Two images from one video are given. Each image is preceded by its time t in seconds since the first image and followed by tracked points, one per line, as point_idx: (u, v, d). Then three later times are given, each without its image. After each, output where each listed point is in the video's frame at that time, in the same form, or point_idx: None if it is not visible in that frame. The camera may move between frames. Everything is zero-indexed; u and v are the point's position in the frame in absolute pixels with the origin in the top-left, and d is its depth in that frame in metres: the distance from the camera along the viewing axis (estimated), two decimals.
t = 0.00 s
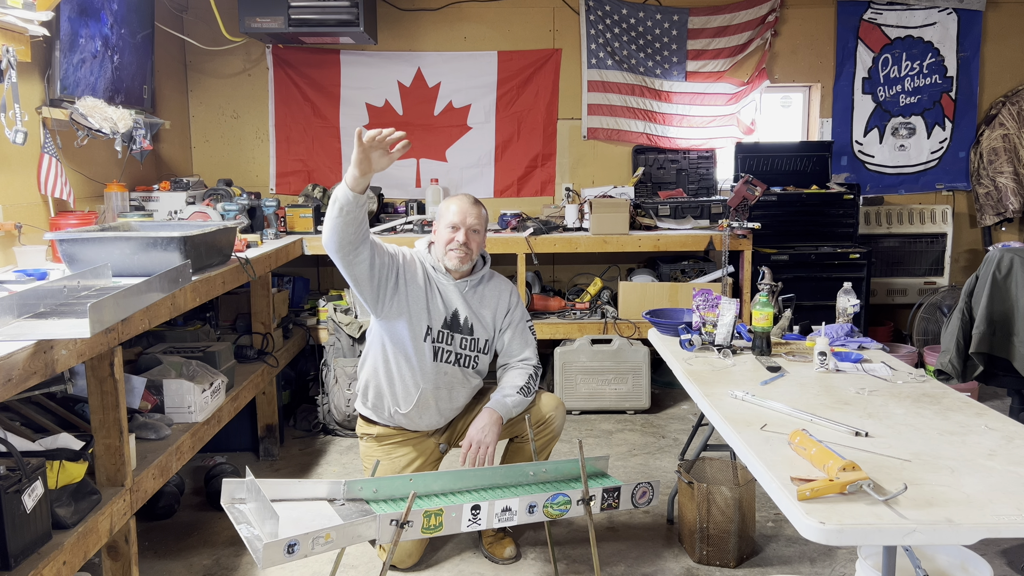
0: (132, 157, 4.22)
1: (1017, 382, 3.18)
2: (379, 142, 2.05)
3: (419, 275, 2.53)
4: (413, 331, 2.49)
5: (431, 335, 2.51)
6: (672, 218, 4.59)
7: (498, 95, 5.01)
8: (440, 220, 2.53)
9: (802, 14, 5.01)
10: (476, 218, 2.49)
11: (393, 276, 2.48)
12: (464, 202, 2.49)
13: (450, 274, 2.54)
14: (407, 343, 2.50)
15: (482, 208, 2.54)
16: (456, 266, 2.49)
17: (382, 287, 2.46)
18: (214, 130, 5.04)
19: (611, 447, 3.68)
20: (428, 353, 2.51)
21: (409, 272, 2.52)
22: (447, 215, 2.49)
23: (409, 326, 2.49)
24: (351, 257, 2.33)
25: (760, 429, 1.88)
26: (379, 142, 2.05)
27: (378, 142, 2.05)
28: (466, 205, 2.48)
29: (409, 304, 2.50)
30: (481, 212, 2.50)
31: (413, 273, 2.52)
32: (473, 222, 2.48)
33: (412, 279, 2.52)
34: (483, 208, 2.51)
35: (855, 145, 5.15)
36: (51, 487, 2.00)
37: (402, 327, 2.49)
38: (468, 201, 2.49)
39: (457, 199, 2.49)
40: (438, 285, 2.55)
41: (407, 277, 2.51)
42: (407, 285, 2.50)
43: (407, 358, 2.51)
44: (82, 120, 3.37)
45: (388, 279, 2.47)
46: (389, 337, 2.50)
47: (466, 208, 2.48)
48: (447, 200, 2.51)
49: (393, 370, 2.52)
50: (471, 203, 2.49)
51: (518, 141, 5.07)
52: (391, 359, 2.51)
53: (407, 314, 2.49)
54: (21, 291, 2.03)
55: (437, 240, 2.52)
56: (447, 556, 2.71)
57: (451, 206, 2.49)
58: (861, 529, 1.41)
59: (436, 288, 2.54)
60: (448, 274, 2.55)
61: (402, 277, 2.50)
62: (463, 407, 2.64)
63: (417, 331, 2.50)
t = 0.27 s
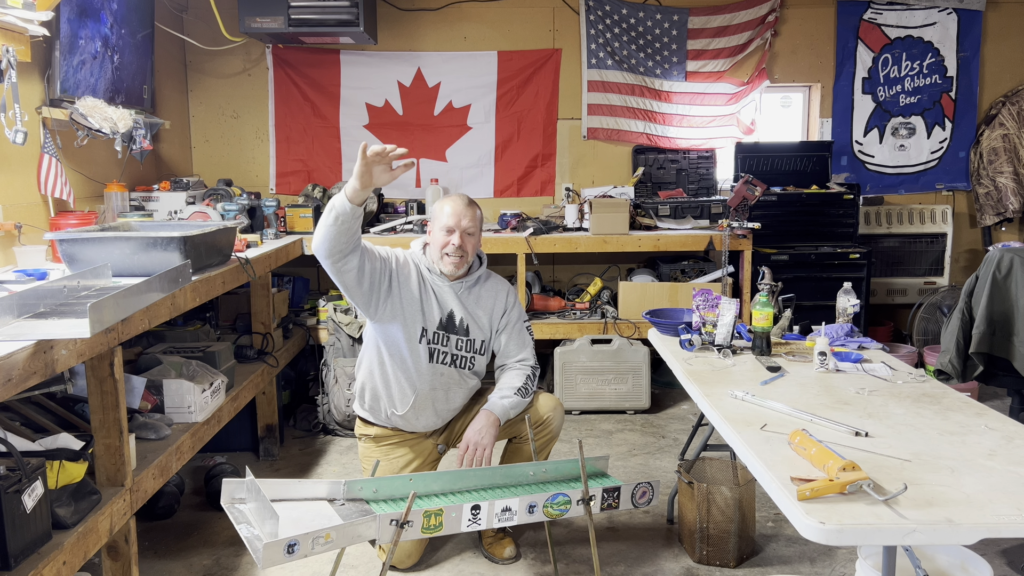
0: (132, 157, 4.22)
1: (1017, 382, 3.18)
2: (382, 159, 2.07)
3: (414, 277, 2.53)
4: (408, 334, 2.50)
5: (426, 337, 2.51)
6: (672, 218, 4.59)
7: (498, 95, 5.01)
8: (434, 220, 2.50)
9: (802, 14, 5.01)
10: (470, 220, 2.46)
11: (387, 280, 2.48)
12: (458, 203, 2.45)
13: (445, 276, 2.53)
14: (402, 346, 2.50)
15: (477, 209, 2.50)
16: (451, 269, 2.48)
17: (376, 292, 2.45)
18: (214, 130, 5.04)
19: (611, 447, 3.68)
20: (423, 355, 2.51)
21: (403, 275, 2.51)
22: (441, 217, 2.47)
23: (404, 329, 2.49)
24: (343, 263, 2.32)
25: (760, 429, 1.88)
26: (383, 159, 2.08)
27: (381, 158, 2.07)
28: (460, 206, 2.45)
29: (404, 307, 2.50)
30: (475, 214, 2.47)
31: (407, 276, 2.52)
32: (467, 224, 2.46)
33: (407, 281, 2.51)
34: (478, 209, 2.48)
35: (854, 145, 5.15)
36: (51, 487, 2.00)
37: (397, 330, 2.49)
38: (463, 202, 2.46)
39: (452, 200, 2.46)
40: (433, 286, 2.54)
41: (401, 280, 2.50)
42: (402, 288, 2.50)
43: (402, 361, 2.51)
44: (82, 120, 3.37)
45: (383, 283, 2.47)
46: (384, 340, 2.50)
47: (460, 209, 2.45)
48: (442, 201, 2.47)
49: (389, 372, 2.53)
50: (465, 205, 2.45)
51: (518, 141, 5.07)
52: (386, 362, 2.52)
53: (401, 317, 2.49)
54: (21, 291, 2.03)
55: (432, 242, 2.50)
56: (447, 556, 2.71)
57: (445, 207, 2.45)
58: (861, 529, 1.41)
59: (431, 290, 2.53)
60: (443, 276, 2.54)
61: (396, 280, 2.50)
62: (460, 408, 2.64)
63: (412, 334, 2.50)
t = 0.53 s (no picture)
0: (132, 157, 4.22)
1: (1017, 382, 3.18)
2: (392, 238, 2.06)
3: (410, 280, 2.52)
4: (405, 338, 2.50)
5: (423, 341, 2.51)
6: (672, 218, 4.59)
7: (498, 95, 5.01)
8: (433, 221, 2.42)
9: (802, 14, 5.01)
10: (468, 225, 2.38)
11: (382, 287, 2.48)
12: (457, 205, 2.36)
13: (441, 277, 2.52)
14: (400, 350, 2.50)
15: (477, 211, 2.41)
16: (446, 271, 2.45)
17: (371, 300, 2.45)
18: (214, 130, 5.04)
19: (611, 447, 3.68)
20: (421, 358, 2.51)
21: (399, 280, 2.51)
22: (439, 219, 2.38)
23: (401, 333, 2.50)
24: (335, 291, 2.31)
25: (760, 429, 1.88)
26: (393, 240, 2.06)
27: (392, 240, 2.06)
28: (459, 210, 2.36)
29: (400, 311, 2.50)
30: (474, 218, 2.38)
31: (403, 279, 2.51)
32: (464, 228, 2.38)
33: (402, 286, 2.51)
34: (477, 213, 2.39)
35: (854, 145, 5.15)
36: (51, 487, 2.00)
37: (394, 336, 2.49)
38: (463, 206, 2.37)
39: (451, 203, 2.36)
40: (430, 289, 2.53)
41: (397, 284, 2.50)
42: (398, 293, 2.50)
43: (399, 365, 2.52)
44: (82, 120, 3.37)
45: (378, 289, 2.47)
46: (382, 344, 2.51)
47: (459, 213, 2.36)
48: (441, 201, 2.38)
49: (387, 376, 2.53)
50: (464, 209, 2.37)
51: (518, 141, 5.07)
52: (384, 367, 2.53)
53: (398, 322, 2.49)
54: (21, 291, 2.03)
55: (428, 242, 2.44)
56: (447, 556, 2.71)
57: (444, 209, 2.37)
58: (860, 529, 1.41)
59: (427, 293, 2.53)
60: (439, 278, 2.53)
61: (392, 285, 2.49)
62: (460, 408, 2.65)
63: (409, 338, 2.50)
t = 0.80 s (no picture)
0: (132, 157, 4.22)
1: (1017, 382, 3.18)
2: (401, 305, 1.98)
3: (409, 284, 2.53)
4: (404, 343, 2.50)
5: (422, 345, 2.52)
6: (672, 218, 4.59)
7: (498, 95, 5.01)
8: (434, 224, 2.45)
9: (802, 14, 5.01)
10: (468, 229, 2.41)
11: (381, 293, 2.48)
12: (459, 210, 2.39)
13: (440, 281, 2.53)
14: (399, 355, 2.50)
15: (478, 217, 2.44)
16: (444, 275, 2.48)
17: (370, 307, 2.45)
18: (214, 130, 5.04)
19: (611, 447, 3.68)
20: (420, 362, 2.52)
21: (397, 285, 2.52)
22: (440, 224, 2.41)
23: (399, 338, 2.50)
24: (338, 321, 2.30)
25: (760, 429, 1.88)
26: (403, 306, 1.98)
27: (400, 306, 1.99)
28: (460, 215, 2.39)
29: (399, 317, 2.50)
30: (474, 223, 2.41)
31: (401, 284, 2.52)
32: (463, 233, 2.40)
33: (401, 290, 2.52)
34: (478, 218, 2.41)
35: (854, 145, 5.15)
36: (51, 487, 2.00)
37: (393, 342, 2.49)
38: (464, 210, 2.39)
39: (452, 207, 2.39)
40: (428, 293, 2.54)
41: (395, 290, 2.51)
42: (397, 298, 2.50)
43: (398, 370, 2.52)
44: (82, 120, 3.37)
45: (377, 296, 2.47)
46: (380, 349, 2.50)
47: (460, 218, 2.39)
48: (443, 205, 2.41)
49: (385, 380, 2.53)
50: (466, 214, 2.39)
51: (518, 141, 5.07)
52: (383, 372, 2.52)
53: (396, 327, 2.49)
54: (21, 291, 2.03)
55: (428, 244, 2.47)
56: (447, 556, 2.71)
57: (445, 213, 2.39)
58: (860, 529, 1.41)
59: (426, 297, 2.54)
60: (438, 281, 2.54)
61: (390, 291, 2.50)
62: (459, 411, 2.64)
63: (408, 343, 2.50)
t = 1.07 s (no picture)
0: (132, 157, 4.22)
1: (1017, 382, 3.18)
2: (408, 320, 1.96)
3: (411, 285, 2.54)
4: (406, 345, 2.50)
5: (424, 346, 2.52)
6: (672, 218, 4.59)
7: (498, 95, 5.01)
8: (437, 227, 2.45)
9: (802, 14, 5.01)
10: (471, 231, 2.42)
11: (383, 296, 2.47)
12: (462, 213, 2.39)
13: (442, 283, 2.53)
14: (400, 357, 2.51)
15: (481, 219, 2.45)
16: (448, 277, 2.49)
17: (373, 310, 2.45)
18: (214, 130, 5.04)
19: (611, 447, 3.68)
20: (421, 364, 2.52)
21: (399, 287, 2.52)
22: (444, 226, 2.42)
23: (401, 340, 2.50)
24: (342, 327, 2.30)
25: (760, 429, 1.88)
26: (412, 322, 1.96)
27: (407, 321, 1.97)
28: (463, 217, 2.39)
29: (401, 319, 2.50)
30: (477, 226, 2.42)
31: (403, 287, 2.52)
32: (467, 236, 2.41)
33: (403, 292, 2.52)
34: (481, 220, 2.42)
35: (854, 145, 5.15)
36: (51, 487, 2.00)
37: (394, 344, 2.49)
38: (467, 213, 2.40)
39: (455, 209, 2.40)
40: (431, 295, 2.55)
41: (397, 292, 2.51)
42: (398, 300, 2.51)
43: (400, 372, 2.52)
44: (82, 120, 3.37)
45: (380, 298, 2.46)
46: (382, 351, 2.51)
47: (463, 220, 2.40)
48: (446, 207, 2.42)
49: (386, 382, 2.53)
50: (469, 217, 2.40)
51: (518, 141, 5.07)
52: (384, 374, 2.52)
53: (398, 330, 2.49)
54: (21, 291, 2.03)
55: (431, 246, 2.48)
56: (447, 556, 2.71)
57: (448, 216, 2.40)
58: (861, 529, 1.41)
59: (428, 299, 2.54)
60: (439, 283, 2.54)
61: (392, 293, 2.50)
62: (460, 412, 2.64)
63: (410, 345, 2.51)
